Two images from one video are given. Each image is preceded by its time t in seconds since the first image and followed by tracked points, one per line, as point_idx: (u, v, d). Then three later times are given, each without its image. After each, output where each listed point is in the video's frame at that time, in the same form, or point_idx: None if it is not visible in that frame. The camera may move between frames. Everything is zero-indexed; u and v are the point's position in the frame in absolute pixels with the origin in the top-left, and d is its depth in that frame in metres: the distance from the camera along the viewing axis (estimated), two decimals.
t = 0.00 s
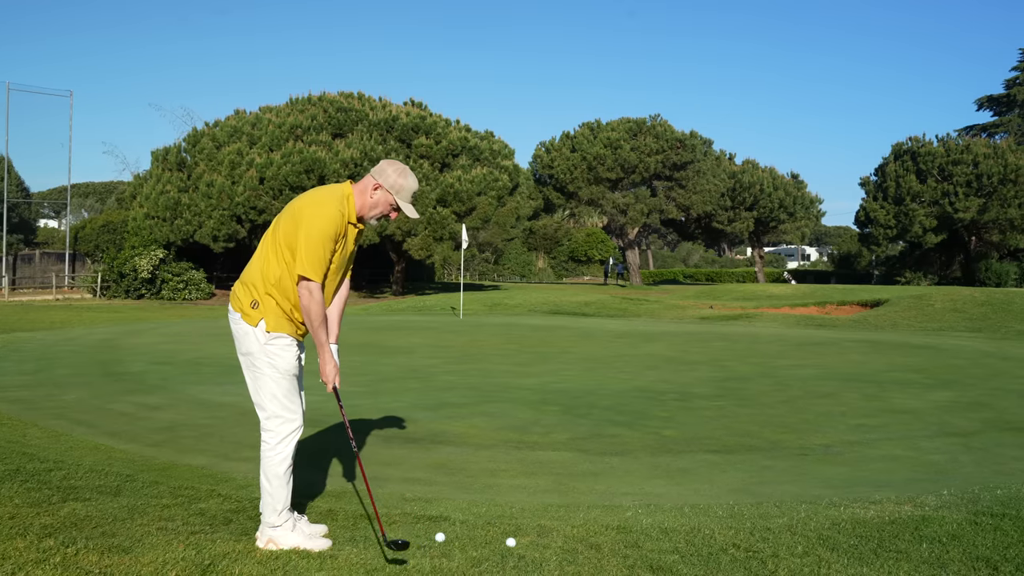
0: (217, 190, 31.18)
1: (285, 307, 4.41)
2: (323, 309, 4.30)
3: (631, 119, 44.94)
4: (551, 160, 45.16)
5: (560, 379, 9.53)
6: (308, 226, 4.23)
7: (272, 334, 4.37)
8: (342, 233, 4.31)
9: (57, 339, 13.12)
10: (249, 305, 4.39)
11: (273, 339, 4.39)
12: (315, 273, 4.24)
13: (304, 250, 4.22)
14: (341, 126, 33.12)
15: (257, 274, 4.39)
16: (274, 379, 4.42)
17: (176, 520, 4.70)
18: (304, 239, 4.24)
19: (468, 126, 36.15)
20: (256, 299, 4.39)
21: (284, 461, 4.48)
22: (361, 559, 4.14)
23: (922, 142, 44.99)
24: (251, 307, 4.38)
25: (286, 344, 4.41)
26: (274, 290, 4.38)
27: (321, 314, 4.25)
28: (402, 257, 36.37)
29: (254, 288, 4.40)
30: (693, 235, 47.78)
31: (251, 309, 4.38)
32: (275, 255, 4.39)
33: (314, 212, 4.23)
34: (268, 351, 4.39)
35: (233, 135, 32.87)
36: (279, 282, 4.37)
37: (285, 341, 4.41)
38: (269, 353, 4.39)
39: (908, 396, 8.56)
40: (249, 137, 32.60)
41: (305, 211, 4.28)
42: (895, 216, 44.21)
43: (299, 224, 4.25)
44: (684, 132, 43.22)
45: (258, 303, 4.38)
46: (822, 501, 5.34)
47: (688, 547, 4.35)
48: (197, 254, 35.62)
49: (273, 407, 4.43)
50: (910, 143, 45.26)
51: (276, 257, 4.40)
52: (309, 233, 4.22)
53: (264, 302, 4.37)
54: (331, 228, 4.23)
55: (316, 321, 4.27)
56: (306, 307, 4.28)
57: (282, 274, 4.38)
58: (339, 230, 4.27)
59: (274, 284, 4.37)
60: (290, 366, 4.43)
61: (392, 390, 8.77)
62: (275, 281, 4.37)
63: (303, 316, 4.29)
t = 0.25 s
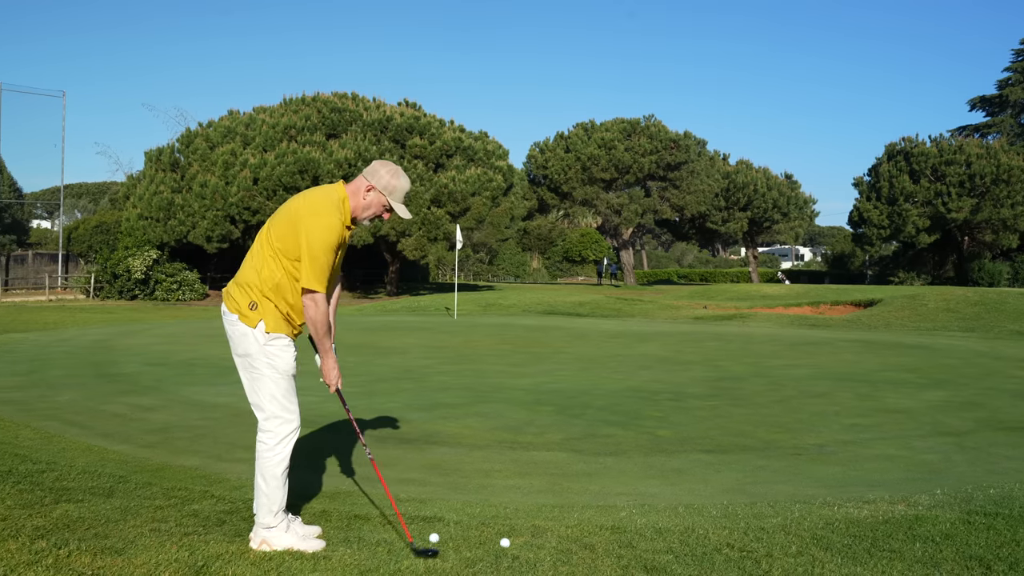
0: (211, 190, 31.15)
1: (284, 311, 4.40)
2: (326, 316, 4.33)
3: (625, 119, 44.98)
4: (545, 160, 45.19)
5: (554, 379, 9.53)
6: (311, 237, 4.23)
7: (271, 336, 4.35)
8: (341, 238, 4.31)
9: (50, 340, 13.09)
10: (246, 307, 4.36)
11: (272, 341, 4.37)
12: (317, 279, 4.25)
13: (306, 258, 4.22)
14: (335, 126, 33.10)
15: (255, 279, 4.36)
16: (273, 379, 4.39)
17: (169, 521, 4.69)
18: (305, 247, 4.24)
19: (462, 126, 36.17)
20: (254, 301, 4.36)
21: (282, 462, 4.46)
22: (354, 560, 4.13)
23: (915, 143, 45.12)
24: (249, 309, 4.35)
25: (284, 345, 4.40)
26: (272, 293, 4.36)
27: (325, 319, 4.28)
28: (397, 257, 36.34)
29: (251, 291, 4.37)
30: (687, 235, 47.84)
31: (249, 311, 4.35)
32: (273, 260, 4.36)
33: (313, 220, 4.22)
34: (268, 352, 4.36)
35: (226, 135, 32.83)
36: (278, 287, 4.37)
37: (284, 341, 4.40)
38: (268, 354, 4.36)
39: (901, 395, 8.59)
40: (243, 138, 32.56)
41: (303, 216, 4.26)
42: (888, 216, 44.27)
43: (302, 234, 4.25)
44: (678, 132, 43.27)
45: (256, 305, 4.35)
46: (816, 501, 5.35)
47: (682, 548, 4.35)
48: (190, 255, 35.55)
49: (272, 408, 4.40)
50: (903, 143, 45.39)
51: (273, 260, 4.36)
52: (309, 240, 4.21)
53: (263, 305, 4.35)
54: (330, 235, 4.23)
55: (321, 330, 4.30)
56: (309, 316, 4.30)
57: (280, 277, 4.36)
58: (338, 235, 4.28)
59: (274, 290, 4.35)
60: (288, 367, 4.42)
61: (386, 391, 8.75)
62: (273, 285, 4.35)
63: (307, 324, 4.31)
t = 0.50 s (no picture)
0: (206, 191, 31.11)
1: (288, 313, 4.40)
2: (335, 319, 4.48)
3: (621, 120, 45.02)
4: (541, 161, 45.21)
5: (550, 380, 9.53)
6: (325, 250, 4.25)
7: (278, 338, 4.33)
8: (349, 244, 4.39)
9: (45, 341, 13.06)
10: (252, 311, 4.28)
11: (279, 343, 4.35)
12: (331, 288, 4.35)
13: (323, 269, 4.28)
14: (331, 127, 33.08)
15: (262, 285, 4.28)
16: (278, 381, 4.37)
17: (163, 523, 4.68)
18: (320, 259, 4.27)
19: (458, 127, 36.18)
20: (260, 306, 4.28)
21: (283, 463, 4.47)
22: (350, 561, 4.12)
23: (910, 144, 45.22)
24: (255, 313, 4.28)
25: (289, 346, 4.40)
26: (278, 298, 4.33)
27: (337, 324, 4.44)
28: (392, 258, 36.31)
29: (256, 295, 4.28)
30: (683, 236, 47.89)
31: (255, 315, 4.28)
32: (280, 267, 4.29)
33: (329, 232, 4.24)
34: (275, 355, 4.33)
35: (222, 136, 32.80)
36: (284, 292, 4.34)
37: (289, 343, 4.40)
38: (275, 356, 4.33)
39: (896, 396, 8.60)
40: (238, 138, 32.52)
41: (316, 227, 4.24)
42: (884, 217, 44.23)
43: (315, 246, 4.25)
44: (674, 133, 43.31)
45: (262, 309, 4.29)
46: (811, 502, 5.36)
47: (678, 548, 4.35)
48: (186, 255, 35.51)
49: (277, 409, 4.39)
50: (898, 145, 45.49)
51: (279, 265, 4.29)
52: (326, 253, 4.25)
53: (269, 309, 4.30)
54: (345, 245, 4.30)
55: (329, 332, 4.46)
56: (318, 318, 4.43)
57: (287, 283, 4.32)
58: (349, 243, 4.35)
59: (281, 295, 4.32)
60: (293, 368, 4.42)
61: (382, 392, 8.75)
62: (280, 291, 4.32)
63: (315, 327, 4.43)
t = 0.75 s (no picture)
0: (202, 190, 31.06)
1: (288, 312, 4.41)
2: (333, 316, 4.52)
3: (618, 119, 45.03)
4: (538, 160, 45.20)
5: (547, 379, 9.53)
6: (328, 249, 4.29)
7: (281, 337, 4.34)
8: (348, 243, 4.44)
9: (41, 340, 13.03)
10: (255, 311, 4.27)
11: (282, 342, 4.35)
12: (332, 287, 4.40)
13: (326, 269, 4.33)
14: (327, 126, 33.04)
15: (265, 284, 4.26)
16: (280, 380, 4.36)
17: (160, 522, 4.67)
18: (324, 258, 4.31)
19: (455, 126, 36.15)
20: (263, 305, 4.28)
21: (282, 462, 4.47)
22: (346, 560, 4.12)
23: (906, 143, 45.29)
24: (258, 312, 4.27)
25: (291, 345, 4.40)
26: (280, 297, 4.33)
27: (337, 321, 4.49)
28: (389, 257, 36.28)
29: (259, 295, 4.27)
30: (679, 235, 47.91)
31: (258, 315, 4.27)
32: (282, 266, 4.29)
33: (332, 232, 4.29)
34: (277, 354, 4.33)
35: (218, 135, 32.74)
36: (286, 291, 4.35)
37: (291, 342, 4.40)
38: (278, 355, 4.33)
39: (892, 395, 8.61)
40: (234, 137, 32.46)
41: (319, 227, 4.28)
42: (880, 216, 44.30)
43: (319, 244, 4.28)
44: (670, 132, 43.30)
45: (266, 309, 4.28)
46: (808, 500, 5.37)
47: (674, 547, 4.35)
48: (182, 254, 35.45)
49: (278, 408, 4.38)
50: (894, 144, 45.55)
51: (281, 265, 4.29)
52: (329, 253, 4.29)
53: (273, 308, 4.30)
54: (347, 244, 4.35)
55: (328, 329, 4.50)
56: (318, 316, 4.46)
57: (289, 282, 4.34)
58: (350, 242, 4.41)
59: (284, 294, 4.33)
60: (294, 366, 4.43)
61: (378, 391, 8.74)
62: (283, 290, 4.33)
63: (315, 324, 4.46)
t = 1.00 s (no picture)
0: (199, 190, 31.02)
1: (286, 312, 4.40)
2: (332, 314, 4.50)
3: (615, 120, 45.07)
4: (535, 160, 45.23)
5: (544, 379, 9.54)
6: (325, 244, 4.28)
7: (279, 337, 4.33)
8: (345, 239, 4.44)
9: (38, 340, 13.00)
10: (253, 310, 4.26)
11: (279, 342, 4.34)
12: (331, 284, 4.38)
13: (324, 265, 4.31)
14: (324, 126, 33.03)
15: (262, 284, 4.26)
16: (278, 380, 4.36)
17: (156, 523, 4.66)
18: (321, 255, 4.30)
19: (451, 127, 36.16)
20: (261, 305, 4.27)
21: (279, 463, 4.46)
22: (343, 561, 4.11)
23: (902, 144, 45.39)
24: (256, 312, 4.26)
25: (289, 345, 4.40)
26: (278, 296, 4.32)
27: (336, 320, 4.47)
28: (386, 257, 36.27)
29: (257, 295, 4.26)
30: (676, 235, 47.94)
31: (255, 315, 4.27)
32: (279, 265, 4.28)
33: (328, 228, 4.28)
34: (275, 354, 4.32)
35: (214, 135, 32.73)
36: (284, 291, 4.34)
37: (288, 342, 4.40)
38: (275, 356, 4.33)
39: (889, 395, 8.63)
40: (231, 137, 32.43)
41: (315, 224, 4.27)
42: (876, 217, 44.35)
43: (315, 241, 4.28)
44: (667, 133, 43.32)
45: (264, 309, 4.28)
46: (805, 500, 5.37)
47: (671, 548, 4.35)
48: (178, 255, 35.40)
49: (274, 409, 4.37)
50: (891, 145, 45.63)
51: (278, 264, 4.29)
52: (326, 249, 4.28)
53: (270, 308, 4.29)
54: (343, 240, 4.34)
55: (327, 328, 4.48)
56: (317, 314, 4.44)
57: (286, 281, 4.33)
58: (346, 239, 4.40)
59: (281, 293, 4.32)
60: (291, 367, 4.42)
61: (376, 391, 8.74)
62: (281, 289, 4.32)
63: (313, 323, 4.45)
